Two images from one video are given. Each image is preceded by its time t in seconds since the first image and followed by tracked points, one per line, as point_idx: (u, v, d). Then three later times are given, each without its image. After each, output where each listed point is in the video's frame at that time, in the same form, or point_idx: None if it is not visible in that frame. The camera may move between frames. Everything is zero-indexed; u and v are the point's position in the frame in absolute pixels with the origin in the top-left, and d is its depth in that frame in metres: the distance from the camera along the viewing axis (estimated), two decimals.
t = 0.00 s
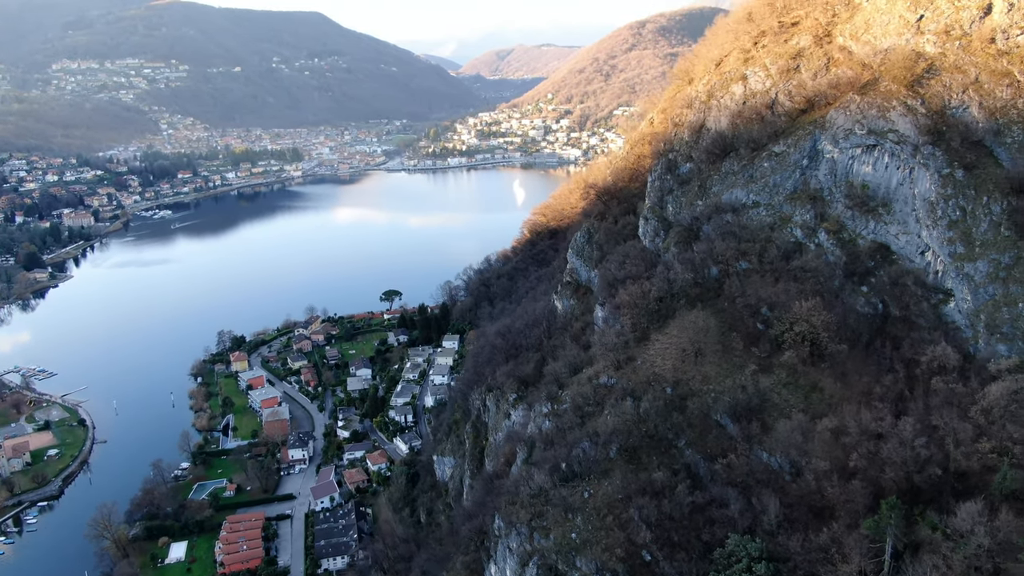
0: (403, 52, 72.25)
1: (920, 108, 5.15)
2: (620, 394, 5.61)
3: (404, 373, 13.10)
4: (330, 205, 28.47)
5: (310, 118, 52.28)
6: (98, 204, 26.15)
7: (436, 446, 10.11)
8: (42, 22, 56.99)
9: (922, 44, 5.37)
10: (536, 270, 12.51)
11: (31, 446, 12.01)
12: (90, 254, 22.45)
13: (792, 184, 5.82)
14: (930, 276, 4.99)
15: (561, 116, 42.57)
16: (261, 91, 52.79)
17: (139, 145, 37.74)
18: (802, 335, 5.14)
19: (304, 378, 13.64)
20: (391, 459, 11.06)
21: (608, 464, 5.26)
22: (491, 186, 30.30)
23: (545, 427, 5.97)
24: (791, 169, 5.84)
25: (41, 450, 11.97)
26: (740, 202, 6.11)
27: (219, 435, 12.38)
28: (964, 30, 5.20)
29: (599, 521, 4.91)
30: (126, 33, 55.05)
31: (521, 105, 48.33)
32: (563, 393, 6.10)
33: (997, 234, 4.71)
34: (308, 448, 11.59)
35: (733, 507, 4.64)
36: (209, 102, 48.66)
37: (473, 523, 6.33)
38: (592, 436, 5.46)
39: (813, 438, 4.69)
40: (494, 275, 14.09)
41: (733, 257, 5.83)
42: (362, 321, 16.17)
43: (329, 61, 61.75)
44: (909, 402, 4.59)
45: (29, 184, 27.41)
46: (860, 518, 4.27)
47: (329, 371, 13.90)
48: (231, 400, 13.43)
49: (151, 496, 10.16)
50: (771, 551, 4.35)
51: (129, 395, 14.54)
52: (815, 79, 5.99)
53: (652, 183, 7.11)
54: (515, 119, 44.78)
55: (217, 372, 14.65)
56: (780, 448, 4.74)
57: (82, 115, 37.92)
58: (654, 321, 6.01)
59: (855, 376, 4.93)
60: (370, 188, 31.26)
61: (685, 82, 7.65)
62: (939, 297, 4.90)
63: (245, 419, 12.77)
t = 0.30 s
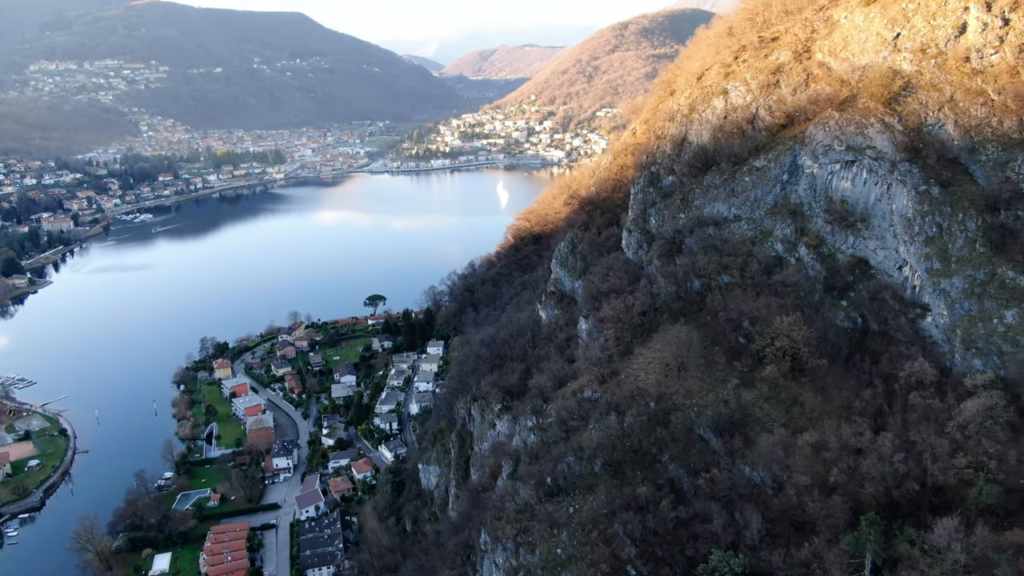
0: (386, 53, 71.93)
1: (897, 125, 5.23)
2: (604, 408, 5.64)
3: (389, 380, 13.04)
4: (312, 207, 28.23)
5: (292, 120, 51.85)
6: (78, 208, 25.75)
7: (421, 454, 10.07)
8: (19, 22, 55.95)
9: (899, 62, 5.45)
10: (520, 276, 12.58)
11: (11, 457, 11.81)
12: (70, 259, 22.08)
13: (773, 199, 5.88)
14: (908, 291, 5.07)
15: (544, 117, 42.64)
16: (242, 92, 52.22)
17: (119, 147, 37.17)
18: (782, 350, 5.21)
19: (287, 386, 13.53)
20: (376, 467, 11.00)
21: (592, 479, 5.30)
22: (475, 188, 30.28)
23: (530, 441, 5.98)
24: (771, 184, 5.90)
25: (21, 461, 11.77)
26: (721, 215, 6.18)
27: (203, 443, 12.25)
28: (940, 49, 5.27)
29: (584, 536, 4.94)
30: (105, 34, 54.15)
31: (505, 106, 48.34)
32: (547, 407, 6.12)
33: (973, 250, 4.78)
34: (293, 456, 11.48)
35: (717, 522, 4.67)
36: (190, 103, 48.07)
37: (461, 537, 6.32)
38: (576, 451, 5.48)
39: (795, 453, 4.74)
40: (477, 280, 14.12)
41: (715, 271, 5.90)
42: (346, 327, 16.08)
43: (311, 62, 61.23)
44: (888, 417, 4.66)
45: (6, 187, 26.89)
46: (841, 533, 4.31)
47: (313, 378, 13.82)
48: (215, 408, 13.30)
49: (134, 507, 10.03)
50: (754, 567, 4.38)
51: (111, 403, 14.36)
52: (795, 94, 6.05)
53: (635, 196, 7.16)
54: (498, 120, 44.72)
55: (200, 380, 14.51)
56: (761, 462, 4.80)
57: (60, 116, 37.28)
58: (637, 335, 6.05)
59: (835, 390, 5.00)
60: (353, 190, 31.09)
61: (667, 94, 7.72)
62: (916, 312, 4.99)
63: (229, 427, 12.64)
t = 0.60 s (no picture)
0: (370, 53, 71.54)
1: (876, 142, 5.31)
2: (590, 422, 5.66)
3: (374, 387, 12.99)
4: (296, 210, 28.05)
5: (276, 121, 51.40)
6: (59, 212, 25.37)
7: (408, 462, 10.04)
8: None
9: (878, 79, 5.53)
10: (506, 283, 12.60)
11: None
12: (51, 264, 21.74)
13: (755, 214, 5.94)
14: (888, 305, 5.14)
15: (529, 118, 42.62)
16: (225, 93, 51.63)
17: (99, 149, 36.64)
18: (765, 364, 5.26)
19: (273, 393, 13.44)
20: (363, 475, 10.94)
21: (579, 493, 5.31)
22: (460, 190, 30.23)
23: (517, 455, 5.98)
24: (754, 198, 5.96)
25: (3, 472, 11.58)
26: (705, 229, 6.22)
27: (188, 452, 12.13)
28: (918, 66, 5.34)
29: (572, 551, 4.94)
30: (85, 34, 53.30)
31: (489, 107, 48.23)
32: (534, 421, 6.12)
33: (950, 265, 4.86)
34: (279, 465, 11.39)
35: (702, 537, 4.70)
36: (172, 105, 47.51)
37: (449, 550, 6.30)
38: (563, 465, 5.50)
39: (778, 467, 4.79)
40: (463, 286, 14.11)
41: (699, 285, 5.95)
42: (332, 333, 16.01)
43: (294, 63, 60.70)
44: (868, 431, 4.73)
45: None
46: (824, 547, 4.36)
47: (299, 385, 13.73)
48: (199, 416, 13.18)
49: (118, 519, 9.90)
50: None
51: (94, 412, 14.17)
52: (777, 109, 6.11)
53: (619, 207, 7.18)
54: (483, 122, 44.68)
55: (185, 387, 14.37)
56: (746, 476, 4.84)
57: (39, 118, 36.66)
58: (622, 349, 6.08)
59: (817, 404, 5.06)
60: (337, 192, 30.91)
61: (651, 106, 7.75)
62: (896, 326, 5.06)
63: (214, 436, 12.53)
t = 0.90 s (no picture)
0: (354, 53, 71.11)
1: (857, 159, 5.38)
2: (576, 438, 5.67)
3: (361, 395, 12.93)
4: (280, 214, 27.80)
5: (260, 122, 50.97)
6: (39, 216, 25.01)
7: (395, 471, 9.99)
8: None
9: (858, 96, 5.60)
10: (492, 289, 12.62)
11: None
12: (32, 270, 21.42)
13: (739, 228, 5.99)
14: (869, 320, 5.21)
15: (514, 120, 42.57)
16: (208, 95, 51.10)
17: (81, 152, 36.13)
18: (749, 379, 5.32)
19: (258, 401, 13.34)
20: (350, 484, 10.83)
21: (565, 508, 5.31)
22: (445, 192, 30.20)
23: (505, 469, 5.97)
24: (737, 213, 6.01)
25: None
26: (689, 242, 6.27)
27: (173, 461, 12.00)
28: (897, 84, 5.42)
29: (559, 567, 4.94)
30: (67, 35, 52.48)
31: (474, 108, 48.13)
32: (521, 435, 6.13)
33: (929, 282, 4.93)
34: (265, 474, 11.28)
35: (687, 551, 4.72)
36: (154, 107, 46.96)
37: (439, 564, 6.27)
38: (550, 481, 5.50)
39: (762, 482, 4.82)
40: (450, 292, 14.10)
41: (684, 299, 6.00)
42: (318, 339, 15.92)
43: (278, 64, 60.13)
44: (850, 447, 4.79)
45: None
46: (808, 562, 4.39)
47: (285, 392, 13.64)
48: (184, 425, 13.05)
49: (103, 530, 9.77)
50: None
51: (78, 421, 13.98)
52: (759, 124, 6.17)
53: (604, 220, 7.21)
54: (468, 124, 44.57)
55: (169, 395, 14.23)
56: (731, 489, 4.86)
57: (18, 120, 36.09)
58: (608, 364, 6.11)
59: (800, 418, 5.11)
60: (322, 195, 30.75)
61: (635, 119, 7.80)
62: (877, 340, 5.13)
63: (199, 445, 12.40)
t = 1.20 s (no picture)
0: (343, 54, 70.80)
1: (843, 175, 5.43)
2: (567, 453, 5.68)
3: (351, 402, 12.91)
4: (268, 217, 27.68)
5: (248, 124, 50.66)
6: (26, 221, 24.76)
7: (387, 479, 9.96)
8: None
9: (844, 113, 5.66)
10: (482, 296, 12.65)
11: None
12: (19, 275, 21.19)
13: (727, 242, 6.05)
14: (855, 335, 5.27)
15: (504, 121, 42.52)
16: (196, 96, 50.71)
17: (67, 155, 35.77)
18: (738, 395, 5.36)
19: (248, 408, 13.28)
20: (341, 492, 10.80)
21: (556, 523, 5.31)
22: (435, 195, 30.13)
23: (496, 483, 5.97)
24: (725, 228, 6.06)
25: None
26: (678, 256, 6.32)
27: (163, 470, 11.92)
28: (882, 101, 5.48)
29: None
30: (52, 36, 51.97)
31: (463, 109, 48.02)
32: (512, 449, 6.13)
33: (915, 298, 4.99)
34: (256, 482, 11.22)
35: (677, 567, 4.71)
36: (142, 109, 46.59)
37: None
38: (541, 496, 5.49)
39: (750, 497, 4.83)
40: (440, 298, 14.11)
41: (673, 313, 6.05)
42: (308, 345, 15.88)
43: (266, 66, 59.77)
44: (838, 462, 4.83)
45: None
46: None
47: (275, 399, 13.58)
48: (174, 433, 12.97)
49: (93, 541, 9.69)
50: None
51: (67, 430, 13.86)
52: (746, 139, 6.22)
53: (594, 233, 7.24)
54: (457, 125, 44.51)
55: (159, 403, 14.16)
56: (720, 504, 4.87)
57: (3, 123, 35.69)
58: (598, 379, 6.14)
59: (788, 433, 5.15)
60: (310, 198, 30.58)
61: (624, 132, 7.83)
62: (863, 355, 5.19)
63: (189, 453, 12.32)
